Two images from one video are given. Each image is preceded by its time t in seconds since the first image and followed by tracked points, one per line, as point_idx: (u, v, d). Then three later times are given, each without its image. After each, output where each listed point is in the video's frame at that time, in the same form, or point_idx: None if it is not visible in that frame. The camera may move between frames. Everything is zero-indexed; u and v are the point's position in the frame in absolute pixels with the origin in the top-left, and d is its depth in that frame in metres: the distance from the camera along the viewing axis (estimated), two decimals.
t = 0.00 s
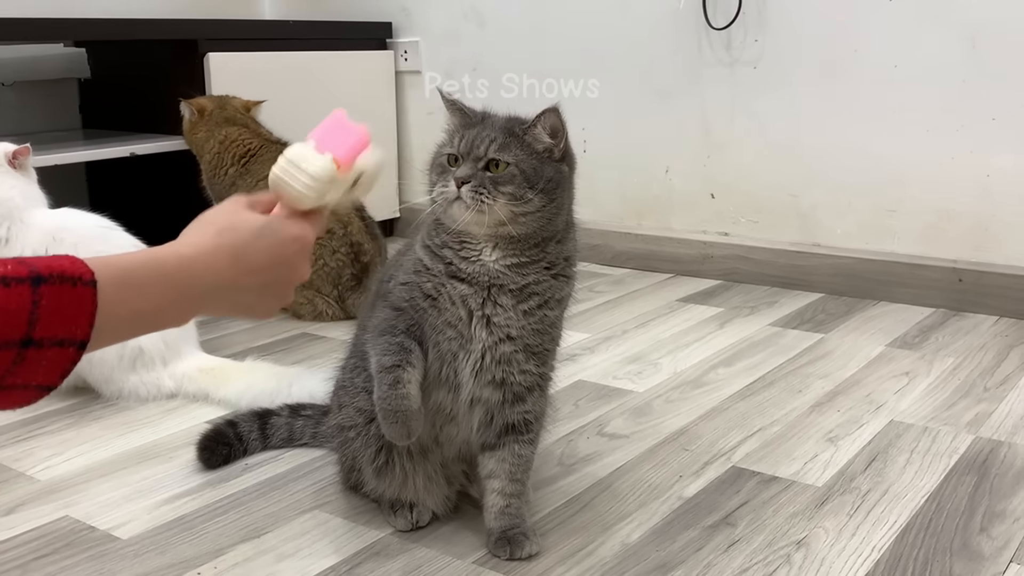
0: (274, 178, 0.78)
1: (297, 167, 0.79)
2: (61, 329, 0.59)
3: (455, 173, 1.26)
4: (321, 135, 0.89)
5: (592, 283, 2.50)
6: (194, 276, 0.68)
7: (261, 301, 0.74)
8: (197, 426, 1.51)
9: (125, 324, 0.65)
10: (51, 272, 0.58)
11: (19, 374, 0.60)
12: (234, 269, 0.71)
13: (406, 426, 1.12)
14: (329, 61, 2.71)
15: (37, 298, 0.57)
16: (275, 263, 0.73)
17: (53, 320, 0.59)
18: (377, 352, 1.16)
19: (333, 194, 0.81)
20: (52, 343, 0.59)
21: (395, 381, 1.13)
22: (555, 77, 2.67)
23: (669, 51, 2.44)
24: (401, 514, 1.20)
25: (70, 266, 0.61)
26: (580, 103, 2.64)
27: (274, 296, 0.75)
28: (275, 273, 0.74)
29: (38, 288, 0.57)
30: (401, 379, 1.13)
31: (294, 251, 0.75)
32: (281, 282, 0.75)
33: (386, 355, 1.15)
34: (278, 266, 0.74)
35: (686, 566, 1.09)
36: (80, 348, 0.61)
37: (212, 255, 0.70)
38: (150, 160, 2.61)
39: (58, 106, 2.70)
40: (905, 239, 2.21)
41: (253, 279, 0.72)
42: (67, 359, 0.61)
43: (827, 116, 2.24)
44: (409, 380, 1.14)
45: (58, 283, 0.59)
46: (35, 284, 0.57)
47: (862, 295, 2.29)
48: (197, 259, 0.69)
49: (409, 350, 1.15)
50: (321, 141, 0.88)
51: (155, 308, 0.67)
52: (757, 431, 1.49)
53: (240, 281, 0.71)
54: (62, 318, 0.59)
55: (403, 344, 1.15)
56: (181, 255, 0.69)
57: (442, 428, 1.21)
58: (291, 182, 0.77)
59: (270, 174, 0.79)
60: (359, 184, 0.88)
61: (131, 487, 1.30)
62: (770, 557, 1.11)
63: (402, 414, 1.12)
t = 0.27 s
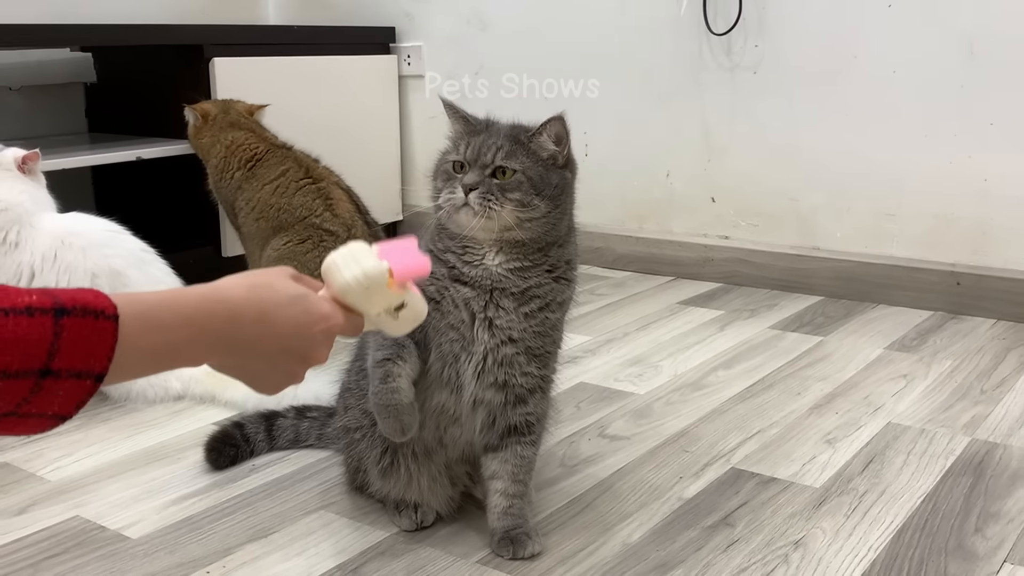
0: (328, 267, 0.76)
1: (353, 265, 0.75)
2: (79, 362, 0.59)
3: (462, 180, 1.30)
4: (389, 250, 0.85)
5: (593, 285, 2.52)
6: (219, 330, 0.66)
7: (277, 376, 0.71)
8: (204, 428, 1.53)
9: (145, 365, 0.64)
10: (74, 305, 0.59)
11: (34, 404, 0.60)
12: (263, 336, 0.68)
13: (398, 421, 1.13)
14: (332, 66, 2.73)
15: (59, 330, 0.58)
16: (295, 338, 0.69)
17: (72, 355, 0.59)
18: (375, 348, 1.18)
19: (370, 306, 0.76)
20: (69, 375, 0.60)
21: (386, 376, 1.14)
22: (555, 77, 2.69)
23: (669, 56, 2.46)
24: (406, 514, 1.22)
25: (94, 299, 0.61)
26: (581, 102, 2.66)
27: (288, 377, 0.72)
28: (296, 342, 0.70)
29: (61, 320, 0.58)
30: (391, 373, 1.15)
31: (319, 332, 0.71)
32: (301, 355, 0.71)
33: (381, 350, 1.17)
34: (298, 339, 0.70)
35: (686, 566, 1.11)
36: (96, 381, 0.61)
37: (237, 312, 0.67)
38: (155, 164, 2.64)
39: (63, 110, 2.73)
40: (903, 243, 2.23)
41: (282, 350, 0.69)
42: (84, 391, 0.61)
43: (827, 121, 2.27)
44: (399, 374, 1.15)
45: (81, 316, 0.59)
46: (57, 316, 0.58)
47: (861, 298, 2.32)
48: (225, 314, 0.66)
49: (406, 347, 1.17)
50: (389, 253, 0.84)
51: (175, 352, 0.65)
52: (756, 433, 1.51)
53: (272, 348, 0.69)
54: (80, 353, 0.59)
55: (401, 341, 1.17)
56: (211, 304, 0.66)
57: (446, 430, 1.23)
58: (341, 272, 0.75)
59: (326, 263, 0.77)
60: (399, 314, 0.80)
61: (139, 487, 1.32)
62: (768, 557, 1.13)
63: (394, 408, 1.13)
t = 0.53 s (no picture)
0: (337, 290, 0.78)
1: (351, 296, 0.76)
2: (92, 370, 0.63)
3: (469, 206, 1.30)
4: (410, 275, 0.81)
5: (592, 285, 2.55)
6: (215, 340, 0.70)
7: (276, 389, 0.74)
8: (210, 423, 1.57)
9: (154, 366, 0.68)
10: (91, 316, 0.63)
11: (47, 410, 0.63)
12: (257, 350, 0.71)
13: (398, 416, 1.17)
14: (336, 67, 2.77)
15: (76, 339, 0.62)
16: (286, 354, 0.72)
17: (87, 361, 0.63)
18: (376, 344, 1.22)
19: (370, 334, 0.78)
20: (83, 380, 0.63)
21: (384, 370, 1.18)
22: (555, 77, 2.72)
23: (668, 60, 2.49)
24: (408, 507, 1.25)
25: (108, 310, 0.65)
26: (581, 102, 2.69)
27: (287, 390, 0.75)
28: (290, 358, 0.72)
29: (78, 330, 0.62)
30: (389, 368, 1.18)
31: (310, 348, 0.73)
32: (296, 372, 0.73)
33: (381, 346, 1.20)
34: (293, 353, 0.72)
35: (680, 559, 1.14)
36: (107, 388, 0.65)
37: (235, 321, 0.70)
38: (160, 164, 2.67)
39: (70, 110, 2.76)
40: (898, 245, 2.26)
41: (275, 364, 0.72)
42: (95, 396, 0.64)
43: (823, 125, 2.30)
44: (398, 370, 1.19)
45: (97, 326, 0.63)
46: (75, 326, 0.62)
47: (856, 299, 2.35)
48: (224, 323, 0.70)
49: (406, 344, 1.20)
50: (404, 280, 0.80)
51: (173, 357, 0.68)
52: (750, 431, 1.54)
53: (266, 360, 0.72)
54: (95, 361, 0.63)
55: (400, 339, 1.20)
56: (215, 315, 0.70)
57: (447, 426, 1.26)
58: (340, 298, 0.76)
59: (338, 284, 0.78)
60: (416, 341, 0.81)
61: (148, 481, 1.35)
62: (760, 550, 1.16)
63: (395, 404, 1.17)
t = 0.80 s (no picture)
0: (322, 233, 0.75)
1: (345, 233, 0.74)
2: (159, 268, 0.56)
3: (472, 188, 1.33)
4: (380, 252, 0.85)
5: (596, 279, 2.58)
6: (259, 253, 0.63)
7: (312, 309, 0.66)
8: (221, 410, 1.60)
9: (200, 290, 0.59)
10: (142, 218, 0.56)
11: (116, 314, 0.56)
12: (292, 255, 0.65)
13: (408, 403, 1.21)
14: (343, 62, 2.80)
15: (134, 239, 0.55)
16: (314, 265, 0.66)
17: (153, 257, 0.56)
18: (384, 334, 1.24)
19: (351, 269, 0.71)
20: (147, 282, 0.56)
21: (393, 360, 1.20)
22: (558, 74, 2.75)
23: (672, 56, 2.52)
24: (416, 491, 1.28)
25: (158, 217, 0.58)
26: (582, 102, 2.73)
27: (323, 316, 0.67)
28: (314, 263, 0.67)
29: (135, 231, 0.55)
30: (400, 358, 1.20)
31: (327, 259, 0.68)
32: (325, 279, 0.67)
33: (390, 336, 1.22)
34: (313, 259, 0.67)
35: (682, 541, 1.17)
36: (171, 291, 0.57)
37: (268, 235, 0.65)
38: (167, 156, 2.70)
39: (80, 103, 2.79)
40: (898, 240, 2.28)
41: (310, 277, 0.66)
42: (162, 300, 0.57)
43: (825, 121, 2.32)
44: (406, 359, 1.21)
45: (151, 228, 0.56)
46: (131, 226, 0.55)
47: (856, 293, 2.37)
48: (259, 234, 0.64)
49: (414, 333, 1.23)
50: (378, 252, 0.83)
51: (229, 270, 0.61)
52: (751, 420, 1.57)
53: (302, 271, 0.66)
54: (160, 258, 0.56)
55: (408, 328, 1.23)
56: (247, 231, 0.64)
57: (454, 412, 1.29)
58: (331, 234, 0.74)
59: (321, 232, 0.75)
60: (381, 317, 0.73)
61: (161, 464, 1.38)
62: (759, 534, 1.19)
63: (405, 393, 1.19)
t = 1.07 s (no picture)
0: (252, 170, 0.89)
1: (271, 147, 0.88)
2: (151, 292, 0.67)
3: (470, 191, 1.34)
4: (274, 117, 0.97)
5: (600, 274, 2.59)
6: (231, 258, 0.75)
7: (313, 261, 0.82)
8: (231, 402, 1.61)
9: (201, 304, 0.73)
10: (135, 243, 0.67)
11: (117, 336, 0.67)
12: (267, 239, 0.78)
13: (418, 400, 1.21)
14: (349, 57, 2.81)
15: (128, 262, 0.66)
16: (290, 225, 0.79)
17: (144, 282, 0.67)
18: (394, 330, 1.26)
19: (314, 163, 0.90)
20: (144, 303, 0.67)
21: (405, 356, 1.22)
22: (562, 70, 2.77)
23: (676, 51, 2.52)
24: (425, 482, 1.30)
25: (149, 243, 0.70)
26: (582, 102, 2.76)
27: (324, 255, 0.82)
28: (291, 228, 0.79)
29: (128, 255, 0.67)
30: (412, 355, 1.23)
31: (299, 206, 0.80)
32: (307, 231, 0.80)
33: (401, 333, 1.25)
34: (288, 223, 0.79)
35: (687, 532, 1.19)
36: (165, 311, 0.68)
37: (236, 237, 0.77)
38: (177, 151, 2.72)
39: (88, 98, 2.81)
40: (901, 236, 2.29)
41: (289, 242, 0.79)
42: (157, 319, 0.68)
43: (829, 116, 2.33)
44: (419, 356, 1.23)
45: (142, 252, 0.68)
46: (125, 250, 0.67)
47: (860, 288, 2.38)
48: (225, 247, 0.76)
49: (424, 329, 1.25)
50: (276, 120, 0.96)
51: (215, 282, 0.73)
52: (755, 413, 1.58)
53: (279, 244, 0.78)
54: (150, 283, 0.67)
55: (418, 324, 1.25)
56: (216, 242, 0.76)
57: (462, 404, 1.31)
58: (267, 162, 0.87)
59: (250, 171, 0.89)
60: (345, 138, 0.94)
61: (172, 456, 1.40)
62: (764, 525, 1.20)
63: (415, 388, 1.21)
